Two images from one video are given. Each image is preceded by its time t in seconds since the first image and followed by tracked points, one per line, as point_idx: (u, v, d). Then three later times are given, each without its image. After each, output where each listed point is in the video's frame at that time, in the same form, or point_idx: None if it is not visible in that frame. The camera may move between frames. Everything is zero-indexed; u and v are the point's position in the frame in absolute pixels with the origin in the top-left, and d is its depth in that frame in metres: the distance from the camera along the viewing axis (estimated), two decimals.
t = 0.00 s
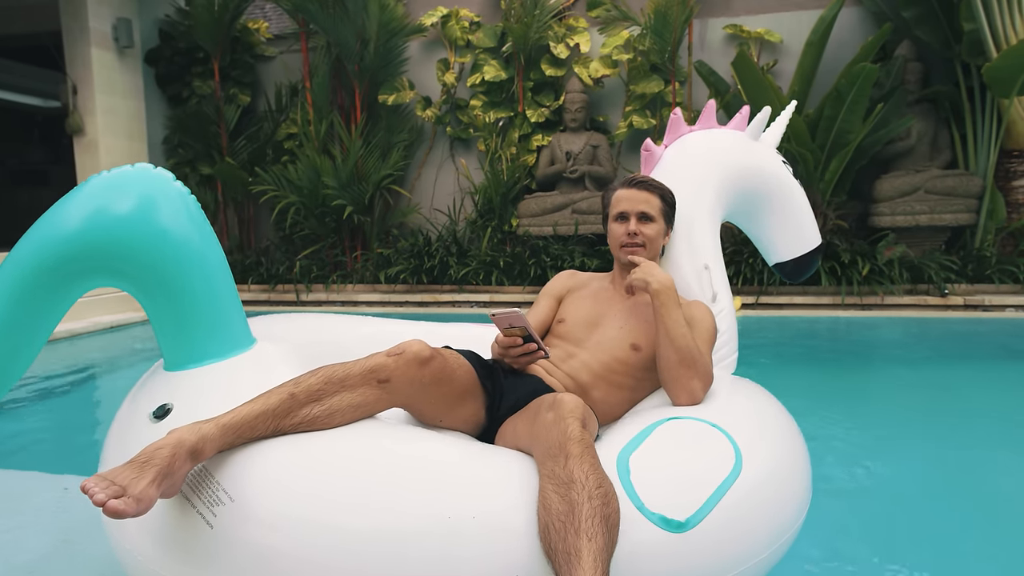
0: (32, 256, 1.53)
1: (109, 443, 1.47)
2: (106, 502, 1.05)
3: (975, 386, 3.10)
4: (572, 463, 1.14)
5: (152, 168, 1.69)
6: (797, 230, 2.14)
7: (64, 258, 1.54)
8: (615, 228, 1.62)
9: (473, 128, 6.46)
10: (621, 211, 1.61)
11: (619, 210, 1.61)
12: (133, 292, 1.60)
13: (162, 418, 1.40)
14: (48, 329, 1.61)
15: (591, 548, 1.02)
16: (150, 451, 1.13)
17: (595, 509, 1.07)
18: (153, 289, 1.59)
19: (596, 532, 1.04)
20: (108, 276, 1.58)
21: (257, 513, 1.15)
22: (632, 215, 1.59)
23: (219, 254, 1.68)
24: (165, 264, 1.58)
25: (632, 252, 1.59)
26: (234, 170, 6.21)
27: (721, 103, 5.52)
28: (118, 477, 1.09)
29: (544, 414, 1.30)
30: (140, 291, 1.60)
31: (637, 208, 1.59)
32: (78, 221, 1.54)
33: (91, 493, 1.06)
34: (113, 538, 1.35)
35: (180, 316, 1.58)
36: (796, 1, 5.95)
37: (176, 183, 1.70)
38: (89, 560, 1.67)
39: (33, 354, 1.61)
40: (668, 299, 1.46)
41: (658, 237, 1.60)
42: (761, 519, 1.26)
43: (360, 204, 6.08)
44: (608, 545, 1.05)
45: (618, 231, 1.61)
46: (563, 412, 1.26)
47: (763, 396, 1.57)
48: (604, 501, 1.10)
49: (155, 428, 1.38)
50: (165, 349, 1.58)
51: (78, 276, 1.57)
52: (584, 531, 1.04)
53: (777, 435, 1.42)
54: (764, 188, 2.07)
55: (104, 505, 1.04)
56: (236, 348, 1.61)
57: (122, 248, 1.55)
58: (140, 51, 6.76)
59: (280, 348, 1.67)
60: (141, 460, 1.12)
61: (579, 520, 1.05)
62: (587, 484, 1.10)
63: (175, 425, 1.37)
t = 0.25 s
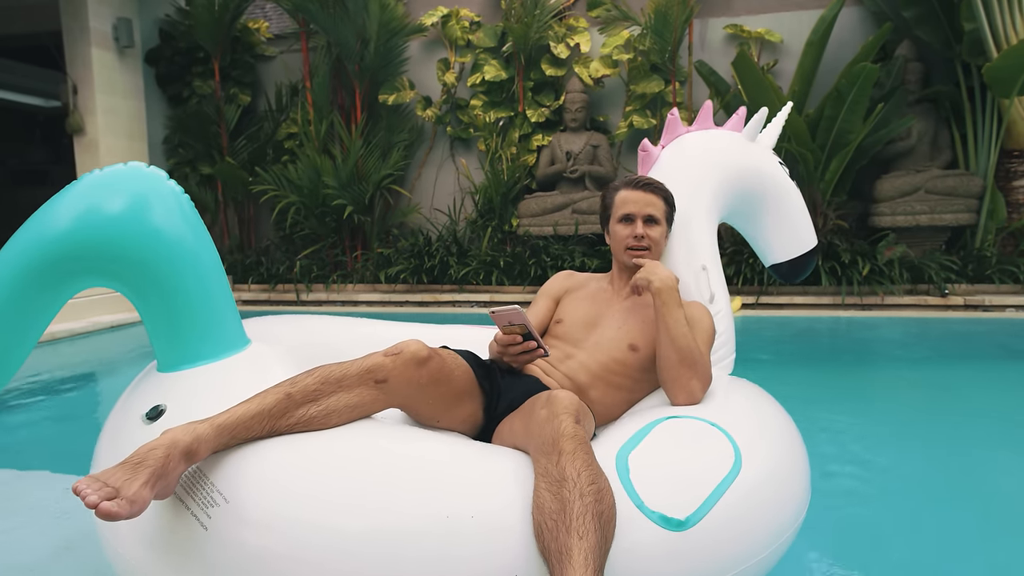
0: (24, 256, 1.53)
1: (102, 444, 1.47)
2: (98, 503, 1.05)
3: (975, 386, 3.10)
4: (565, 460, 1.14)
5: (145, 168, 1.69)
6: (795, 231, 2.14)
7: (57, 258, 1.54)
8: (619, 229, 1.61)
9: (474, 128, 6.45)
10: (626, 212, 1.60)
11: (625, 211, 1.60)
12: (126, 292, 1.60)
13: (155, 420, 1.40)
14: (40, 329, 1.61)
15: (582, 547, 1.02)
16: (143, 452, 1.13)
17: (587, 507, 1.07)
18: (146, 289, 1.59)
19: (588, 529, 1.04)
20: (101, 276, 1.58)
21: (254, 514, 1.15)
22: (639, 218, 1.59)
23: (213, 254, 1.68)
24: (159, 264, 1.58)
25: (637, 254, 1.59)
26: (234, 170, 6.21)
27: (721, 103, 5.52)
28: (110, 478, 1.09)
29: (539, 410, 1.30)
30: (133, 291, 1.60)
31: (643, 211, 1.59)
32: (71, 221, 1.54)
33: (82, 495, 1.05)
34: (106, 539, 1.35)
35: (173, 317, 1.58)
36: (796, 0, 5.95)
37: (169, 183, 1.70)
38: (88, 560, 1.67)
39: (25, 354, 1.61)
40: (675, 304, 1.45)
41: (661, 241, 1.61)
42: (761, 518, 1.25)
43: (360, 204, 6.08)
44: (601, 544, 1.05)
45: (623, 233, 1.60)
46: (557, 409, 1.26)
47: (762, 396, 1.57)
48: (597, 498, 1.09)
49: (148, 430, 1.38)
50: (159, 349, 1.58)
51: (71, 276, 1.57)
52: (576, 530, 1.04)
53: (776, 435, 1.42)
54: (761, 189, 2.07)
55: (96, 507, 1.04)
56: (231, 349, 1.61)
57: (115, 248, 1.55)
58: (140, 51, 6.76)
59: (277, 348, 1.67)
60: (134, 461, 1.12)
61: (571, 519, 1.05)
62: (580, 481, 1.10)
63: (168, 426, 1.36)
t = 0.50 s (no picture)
0: (15, 257, 1.52)
1: (93, 446, 1.46)
2: (86, 506, 1.04)
3: (975, 387, 3.09)
4: (564, 460, 1.13)
5: (137, 167, 1.68)
6: (793, 234, 2.13)
7: (48, 259, 1.53)
8: (615, 229, 1.60)
9: (474, 128, 6.44)
10: (621, 212, 1.59)
11: (619, 211, 1.59)
12: (118, 293, 1.59)
13: (146, 423, 1.39)
14: (30, 330, 1.60)
15: (584, 550, 1.01)
16: (132, 455, 1.12)
17: (588, 508, 1.06)
18: (139, 290, 1.58)
19: (590, 532, 1.03)
20: (92, 277, 1.57)
21: (246, 517, 1.14)
22: (633, 217, 1.58)
23: (207, 254, 1.67)
24: (152, 265, 1.57)
25: (633, 253, 1.58)
26: (234, 170, 6.20)
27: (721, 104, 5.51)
28: (97, 481, 1.08)
29: (536, 409, 1.29)
30: (125, 292, 1.58)
31: (638, 209, 1.58)
32: (62, 221, 1.53)
33: (69, 499, 1.04)
34: (96, 543, 1.34)
35: (166, 318, 1.57)
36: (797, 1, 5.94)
37: (162, 182, 1.69)
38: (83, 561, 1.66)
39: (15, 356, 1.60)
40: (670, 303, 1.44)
41: (658, 239, 1.60)
42: (761, 520, 1.24)
43: (360, 204, 6.08)
44: (603, 545, 1.04)
45: (618, 233, 1.59)
46: (556, 408, 1.25)
47: (761, 398, 1.56)
48: (598, 499, 1.08)
49: (139, 432, 1.37)
50: (152, 351, 1.57)
51: (63, 276, 1.56)
52: (577, 532, 1.03)
53: (776, 435, 1.41)
54: (759, 192, 2.06)
55: (82, 510, 1.03)
56: (224, 350, 1.59)
57: (107, 248, 1.55)
58: (141, 51, 6.76)
59: (272, 350, 1.66)
60: (123, 464, 1.11)
61: (572, 520, 1.04)
62: (581, 482, 1.09)
63: (159, 429, 1.35)
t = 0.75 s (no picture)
0: (7, 257, 1.51)
1: (87, 447, 1.45)
2: (73, 509, 1.03)
3: (976, 386, 3.08)
4: (563, 462, 1.12)
5: (130, 166, 1.67)
6: (791, 233, 2.12)
7: (40, 259, 1.52)
8: (610, 227, 1.60)
9: (475, 127, 6.43)
10: (615, 209, 1.58)
11: (613, 209, 1.59)
12: (111, 294, 1.58)
13: (139, 424, 1.38)
14: (23, 330, 1.60)
15: (582, 554, 1.00)
16: (122, 457, 1.12)
17: (587, 511, 1.05)
18: (133, 291, 1.57)
19: (588, 535, 1.02)
20: (85, 278, 1.57)
21: (239, 519, 1.13)
22: (627, 213, 1.57)
23: (201, 255, 1.66)
24: (145, 266, 1.56)
25: (629, 250, 1.57)
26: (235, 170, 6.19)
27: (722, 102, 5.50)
28: (86, 483, 1.07)
29: (533, 409, 1.28)
30: (119, 293, 1.58)
31: (631, 206, 1.57)
32: (54, 221, 1.52)
33: (57, 501, 1.03)
34: (88, 545, 1.33)
35: (159, 319, 1.56)
36: None
37: (155, 182, 1.68)
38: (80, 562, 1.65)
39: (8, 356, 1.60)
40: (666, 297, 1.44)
41: (653, 235, 1.59)
42: (762, 522, 1.23)
43: (361, 204, 6.07)
44: (602, 549, 1.03)
45: (613, 230, 1.59)
46: (554, 408, 1.24)
47: (763, 398, 1.55)
48: (597, 501, 1.07)
49: (132, 434, 1.36)
50: (146, 352, 1.56)
51: (56, 277, 1.55)
52: (576, 535, 1.02)
53: (777, 436, 1.40)
54: (758, 192, 2.05)
55: (69, 513, 1.02)
56: (219, 351, 1.59)
57: (100, 249, 1.54)
58: (142, 50, 6.75)
59: (268, 350, 1.65)
60: (114, 466, 1.11)
61: (570, 524, 1.03)
62: (579, 484, 1.08)
63: (152, 430, 1.35)
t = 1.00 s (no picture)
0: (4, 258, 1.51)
1: (84, 448, 1.45)
2: (66, 512, 1.02)
3: (976, 386, 3.07)
4: (559, 464, 1.12)
5: (126, 166, 1.67)
6: (791, 230, 2.11)
7: (36, 260, 1.52)
8: (605, 227, 1.59)
9: (475, 127, 6.43)
10: (610, 209, 1.58)
11: (608, 209, 1.58)
12: (108, 295, 1.58)
13: (134, 427, 1.38)
14: (20, 330, 1.59)
15: (579, 557, 0.99)
16: (117, 460, 1.11)
17: (583, 513, 1.04)
18: (129, 292, 1.56)
19: (585, 538, 1.01)
20: (81, 279, 1.56)
21: (235, 522, 1.12)
22: (621, 213, 1.57)
23: (197, 255, 1.65)
24: (140, 266, 1.56)
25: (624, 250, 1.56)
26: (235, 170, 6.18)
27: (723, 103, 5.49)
28: (79, 487, 1.07)
29: (530, 410, 1.27)
30: (115, 294, 1.57)
31: (625, 205, 1.57)
32: (49, 222, 1.52)
33: (49, 504, 1.02)
34: (83, 549, 1.32)
35: (156, 320, 1.56)
36: None
37: (152, 182, 1.67)
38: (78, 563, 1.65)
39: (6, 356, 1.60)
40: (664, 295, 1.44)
41: (648, 234, 1.58)
42: (763, 523, 1.23)
43: (361, 204, 6.07)
44: (600, 552, 1.02)
45: (608, 230, 1.58)
46: (550, 409, 1.24)
47: (764, 398, 1.54)
48: (594, 503, 1.07)
49: (127, 436, 1.36)
50: (143, 353, 1.55)
51: (53, 278, 1.55)
52: (573, 538, 1.01)
53: (778, 436, 1.39)
54: (757, 188, 2.04)
55: (62, 516, 1.01)
56: (216, 353, 1.58)
57: (95, 250, 1.53)
58: (142, 50, 6.75)
59: (266, 351, 1.65)
60: (108, 468, 1.10)
61: (568, 526, 1.02)
62: (576, 486, 1.07)
63: (147, 432, 1.34)
